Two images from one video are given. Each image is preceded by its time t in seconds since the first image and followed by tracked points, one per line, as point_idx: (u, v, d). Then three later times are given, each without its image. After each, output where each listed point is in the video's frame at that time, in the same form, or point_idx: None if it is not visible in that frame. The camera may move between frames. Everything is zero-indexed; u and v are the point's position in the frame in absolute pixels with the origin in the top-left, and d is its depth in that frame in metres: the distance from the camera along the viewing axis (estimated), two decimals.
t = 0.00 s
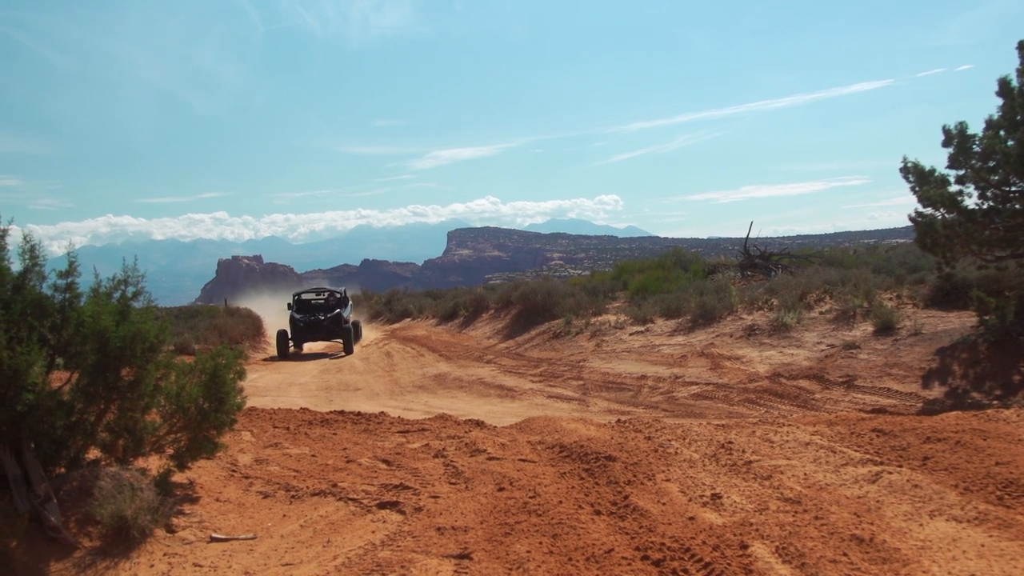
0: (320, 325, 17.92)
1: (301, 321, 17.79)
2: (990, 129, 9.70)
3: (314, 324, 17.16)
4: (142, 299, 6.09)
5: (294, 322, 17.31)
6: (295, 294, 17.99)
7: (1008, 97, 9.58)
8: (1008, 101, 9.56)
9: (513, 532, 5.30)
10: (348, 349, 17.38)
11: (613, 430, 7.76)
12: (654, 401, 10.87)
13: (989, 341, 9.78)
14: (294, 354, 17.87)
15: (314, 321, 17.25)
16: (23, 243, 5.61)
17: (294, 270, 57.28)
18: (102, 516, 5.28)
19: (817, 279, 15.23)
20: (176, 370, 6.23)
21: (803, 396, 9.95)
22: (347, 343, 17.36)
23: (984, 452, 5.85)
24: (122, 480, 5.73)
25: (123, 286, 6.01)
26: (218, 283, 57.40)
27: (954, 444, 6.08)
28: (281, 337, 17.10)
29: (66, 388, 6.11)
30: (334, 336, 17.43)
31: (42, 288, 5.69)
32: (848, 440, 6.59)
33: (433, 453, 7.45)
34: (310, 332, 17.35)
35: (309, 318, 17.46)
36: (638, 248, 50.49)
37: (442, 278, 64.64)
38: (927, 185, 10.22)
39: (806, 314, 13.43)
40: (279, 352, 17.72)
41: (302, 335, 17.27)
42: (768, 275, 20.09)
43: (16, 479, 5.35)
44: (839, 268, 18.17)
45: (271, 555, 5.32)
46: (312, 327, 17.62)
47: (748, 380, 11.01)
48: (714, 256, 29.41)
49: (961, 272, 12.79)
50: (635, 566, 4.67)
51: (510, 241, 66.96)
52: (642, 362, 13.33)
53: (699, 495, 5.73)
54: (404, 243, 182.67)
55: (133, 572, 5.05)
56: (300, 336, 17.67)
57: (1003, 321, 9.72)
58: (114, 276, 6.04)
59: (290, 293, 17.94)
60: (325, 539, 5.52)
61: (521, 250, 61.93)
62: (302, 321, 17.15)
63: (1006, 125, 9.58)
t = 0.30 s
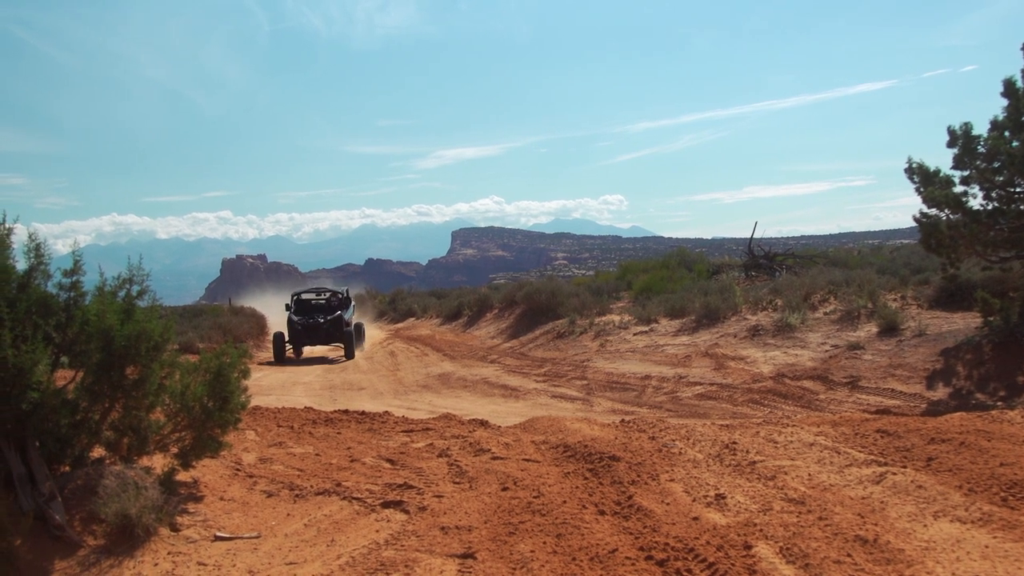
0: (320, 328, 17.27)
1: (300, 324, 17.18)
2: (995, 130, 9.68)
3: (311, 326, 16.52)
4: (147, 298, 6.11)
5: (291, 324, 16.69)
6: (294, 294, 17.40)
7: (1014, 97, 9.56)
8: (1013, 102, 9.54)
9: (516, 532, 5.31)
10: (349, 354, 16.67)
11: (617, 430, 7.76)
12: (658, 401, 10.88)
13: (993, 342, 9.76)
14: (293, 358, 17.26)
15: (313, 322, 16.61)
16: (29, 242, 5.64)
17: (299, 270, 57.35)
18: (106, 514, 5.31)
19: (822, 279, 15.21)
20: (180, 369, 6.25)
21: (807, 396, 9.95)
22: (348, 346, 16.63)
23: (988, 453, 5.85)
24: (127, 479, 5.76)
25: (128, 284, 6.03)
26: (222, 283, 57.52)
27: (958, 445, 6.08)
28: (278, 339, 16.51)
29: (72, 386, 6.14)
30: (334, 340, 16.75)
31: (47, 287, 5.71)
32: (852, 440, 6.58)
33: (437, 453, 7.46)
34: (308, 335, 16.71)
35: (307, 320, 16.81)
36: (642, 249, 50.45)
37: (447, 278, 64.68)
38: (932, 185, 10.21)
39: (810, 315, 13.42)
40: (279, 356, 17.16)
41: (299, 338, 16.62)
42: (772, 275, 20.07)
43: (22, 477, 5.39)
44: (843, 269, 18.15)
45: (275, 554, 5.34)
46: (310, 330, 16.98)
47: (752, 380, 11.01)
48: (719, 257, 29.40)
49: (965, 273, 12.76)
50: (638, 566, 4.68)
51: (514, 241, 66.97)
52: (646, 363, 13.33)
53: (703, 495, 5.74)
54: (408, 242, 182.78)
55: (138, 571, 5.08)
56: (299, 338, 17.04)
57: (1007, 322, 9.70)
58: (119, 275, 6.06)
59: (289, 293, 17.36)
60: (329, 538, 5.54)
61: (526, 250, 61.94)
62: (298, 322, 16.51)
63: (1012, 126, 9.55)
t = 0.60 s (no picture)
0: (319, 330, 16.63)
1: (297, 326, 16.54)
2: (998, 130, 9.68)
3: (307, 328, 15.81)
4: (150, 298, 6.13)
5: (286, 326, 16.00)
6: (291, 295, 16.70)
7: (1016, 97, 9.53)
8: (1016, 101, 9.51)
9: (519, 532, 5.32)
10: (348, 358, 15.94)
11: (620, 430, 7.76)
12: (660, 401, 10.87)
13: (995, 342, 9.75)
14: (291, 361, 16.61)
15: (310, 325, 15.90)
16: (32, 242, 5.66)
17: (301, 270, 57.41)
18: (109, 514, 5.33)
19: (824, 279, 15.18)
20: (184, 369, 6.27)
21: (809, 396, 9.94)
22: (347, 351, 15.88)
23: (991, 453, 5.84)
24: (130, 479, 5.77)
25: (131, 284, 6.04)
26: (224, 282, 57.60)
27: (961, 445, 6.07)
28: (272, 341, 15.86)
29: (75, 386, 6.16)
30: (332, 343, 16.04)
31: (50, 287, 5.73)
32: (855, 440, 6.58)
33: (440, 453, 7.47)
34: (305, 338, 16.01)
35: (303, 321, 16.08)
36: (644, 248, 50.45)
37: (449, 278, 64.71)
38: (934, 185, 10.19)
39: (812, 315, 13.40)
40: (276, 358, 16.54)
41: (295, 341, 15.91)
42: (774, 275, 20.05)
43: (25, 477, 5.40)
44: (845, 268, 18.13)
45: (278, 554, 5.35)
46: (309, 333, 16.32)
47: (755, 380, 11.00)
48: (720, 257, 29.39)
49: (968, 273, 12.75)
50: (641, 566, 4.69)
51: (516, 240, 66.96)
52: (648, 362, 13.33)
53: (706, 495, 5.74)
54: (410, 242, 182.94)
55: (141, 571, 5.09)
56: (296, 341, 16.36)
57: (1010, 322, 9.67)
58: (122, 275, 6.07)
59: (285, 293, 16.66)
60: (332, 538, 5.55)
61: (528, 250, 61.96)
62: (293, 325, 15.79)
63: (1014, 125, 9.55)
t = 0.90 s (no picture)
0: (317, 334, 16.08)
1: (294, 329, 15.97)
2: (1000, 130, 9.67)
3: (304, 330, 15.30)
4: (152, 298, 6.15)
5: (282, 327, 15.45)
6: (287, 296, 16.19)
7: (1019, 97, 9.51)
8: (1019, 102, 9.49)
9: (522, 532, 5.32)
10: (347, 361, 15.46)
11: (621, 430, 7.76)
12: (662, 402, 10.87)
13: (997, 342, 9.75)
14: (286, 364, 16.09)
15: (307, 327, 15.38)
16: (34, 241, 5.67)
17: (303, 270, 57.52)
18: (112, 514, 5.34)
19: (826, 280, 15.18)
20: (186, 369, 6.28)
21: (811, 397, 9.94)
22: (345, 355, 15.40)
23: (993, 453, 5.84)
24: (132, 478, 5.78)
25: (133, 284, 6.07)
26: (226, 282, 57.71)
27: (963, 446, 6.07)
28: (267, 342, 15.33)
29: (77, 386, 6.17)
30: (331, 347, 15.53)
31: (53, 287, 5.75)
32: (857, 441, 6.58)
33: (442, 453, 7.48)
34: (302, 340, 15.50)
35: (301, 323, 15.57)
36: (646, 249, 50.45)
37: (451, 278, 64.75)
38: (936, 186, 10.18)
39: (814, 315, 13.40)
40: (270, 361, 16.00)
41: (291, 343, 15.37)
42: (775, 275, 20.07)
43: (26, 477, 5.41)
44: (847, 269, 18.14)
45: (280, 554, 5.36)
46: (306, 336, 15.76)
47: (757, 381, 11.00)
48: (723, 257, 29.40)
49: (970, 273, 12.75)
50: (644, 566, 4.69)
51: (518, 241, 66.99)
52: (650, 363, 13.35)
53: (708, 495, 5.74)
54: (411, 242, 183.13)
55: (143, 571, 5.10)
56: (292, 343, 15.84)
57: (1012, 323, 9.66)
58: (124, 274, 6.09)
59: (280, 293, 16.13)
60: (334, 538, 5.56)
61: (529, 250, 62.01)
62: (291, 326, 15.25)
63: (1016, 126, 9.54)
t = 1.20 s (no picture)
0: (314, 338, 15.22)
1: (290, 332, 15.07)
2: (999, 131, 9.68)
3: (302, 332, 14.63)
4: (152, 299, 6.15)
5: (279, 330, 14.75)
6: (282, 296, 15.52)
7: (1019, 98, 9.52)
8: (1018, 103, 9.51)
9: (522, 532, 5.32)
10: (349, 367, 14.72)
11: (621, 431, 7.76)
12: (661, 403, 10.87)
13: (997, 343, 9.76)
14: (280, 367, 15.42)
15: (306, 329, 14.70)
16: (34, 242, 5.67)
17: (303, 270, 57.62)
18: (112, 514, 5.34)
19: (826, 280, 15.19)
20: (186, 369, 6.28)
21: (811, 398, 9.94)
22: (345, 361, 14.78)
23: (992, 454, 5.84)
24: (132, 479, 5.78)
25: (133, 285, 6.07)
26: (226, 283, 57.74)
27: (963, 446, 6.07)
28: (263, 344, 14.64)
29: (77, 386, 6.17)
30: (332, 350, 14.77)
31: (53, 287, 5.75)
32: (857, 441, 6.58)
33: (442, 453, 7.48)
34: (299, 343, 14.82)
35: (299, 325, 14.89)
36: (645, 250, 50.47)
37: (450, 279, 64.75)
38: (936, 187, 10.18)
39: (814, 316, 13.40)
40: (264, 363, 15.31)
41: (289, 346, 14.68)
42: (775, 276, 20.07)
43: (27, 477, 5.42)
44: (846, 269, 18.14)
45: (280, 555, 5.35)
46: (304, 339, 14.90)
47: (756, 381, 11.01)
48: (722, 258, 29.40)
49: (969, 274, 12.77)
50: (644, 566, 4.69)
51: (517, 241, 67.00)
52: (649, 363, 13.34)
53: (708, 496, 5.74)
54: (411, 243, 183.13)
55: (143, 571, 5.10)
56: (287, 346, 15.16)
57: (1011, 324, 9.65)
58: (124, 275, 6.09)
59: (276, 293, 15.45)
60: (334, 539, 5.56)
61: (529, 251, 61.99)
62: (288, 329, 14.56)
63: (1016, 127, 9.54)
